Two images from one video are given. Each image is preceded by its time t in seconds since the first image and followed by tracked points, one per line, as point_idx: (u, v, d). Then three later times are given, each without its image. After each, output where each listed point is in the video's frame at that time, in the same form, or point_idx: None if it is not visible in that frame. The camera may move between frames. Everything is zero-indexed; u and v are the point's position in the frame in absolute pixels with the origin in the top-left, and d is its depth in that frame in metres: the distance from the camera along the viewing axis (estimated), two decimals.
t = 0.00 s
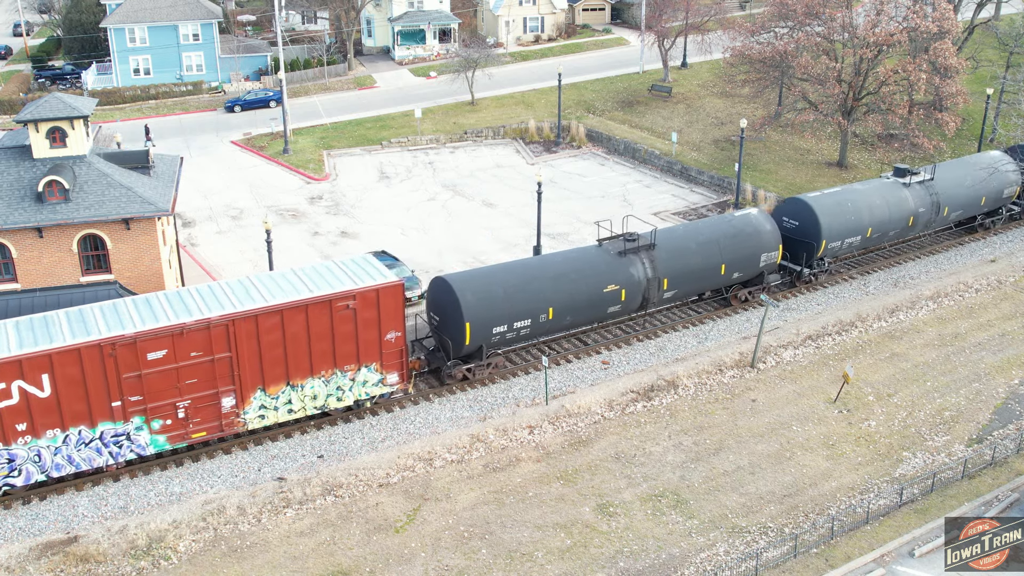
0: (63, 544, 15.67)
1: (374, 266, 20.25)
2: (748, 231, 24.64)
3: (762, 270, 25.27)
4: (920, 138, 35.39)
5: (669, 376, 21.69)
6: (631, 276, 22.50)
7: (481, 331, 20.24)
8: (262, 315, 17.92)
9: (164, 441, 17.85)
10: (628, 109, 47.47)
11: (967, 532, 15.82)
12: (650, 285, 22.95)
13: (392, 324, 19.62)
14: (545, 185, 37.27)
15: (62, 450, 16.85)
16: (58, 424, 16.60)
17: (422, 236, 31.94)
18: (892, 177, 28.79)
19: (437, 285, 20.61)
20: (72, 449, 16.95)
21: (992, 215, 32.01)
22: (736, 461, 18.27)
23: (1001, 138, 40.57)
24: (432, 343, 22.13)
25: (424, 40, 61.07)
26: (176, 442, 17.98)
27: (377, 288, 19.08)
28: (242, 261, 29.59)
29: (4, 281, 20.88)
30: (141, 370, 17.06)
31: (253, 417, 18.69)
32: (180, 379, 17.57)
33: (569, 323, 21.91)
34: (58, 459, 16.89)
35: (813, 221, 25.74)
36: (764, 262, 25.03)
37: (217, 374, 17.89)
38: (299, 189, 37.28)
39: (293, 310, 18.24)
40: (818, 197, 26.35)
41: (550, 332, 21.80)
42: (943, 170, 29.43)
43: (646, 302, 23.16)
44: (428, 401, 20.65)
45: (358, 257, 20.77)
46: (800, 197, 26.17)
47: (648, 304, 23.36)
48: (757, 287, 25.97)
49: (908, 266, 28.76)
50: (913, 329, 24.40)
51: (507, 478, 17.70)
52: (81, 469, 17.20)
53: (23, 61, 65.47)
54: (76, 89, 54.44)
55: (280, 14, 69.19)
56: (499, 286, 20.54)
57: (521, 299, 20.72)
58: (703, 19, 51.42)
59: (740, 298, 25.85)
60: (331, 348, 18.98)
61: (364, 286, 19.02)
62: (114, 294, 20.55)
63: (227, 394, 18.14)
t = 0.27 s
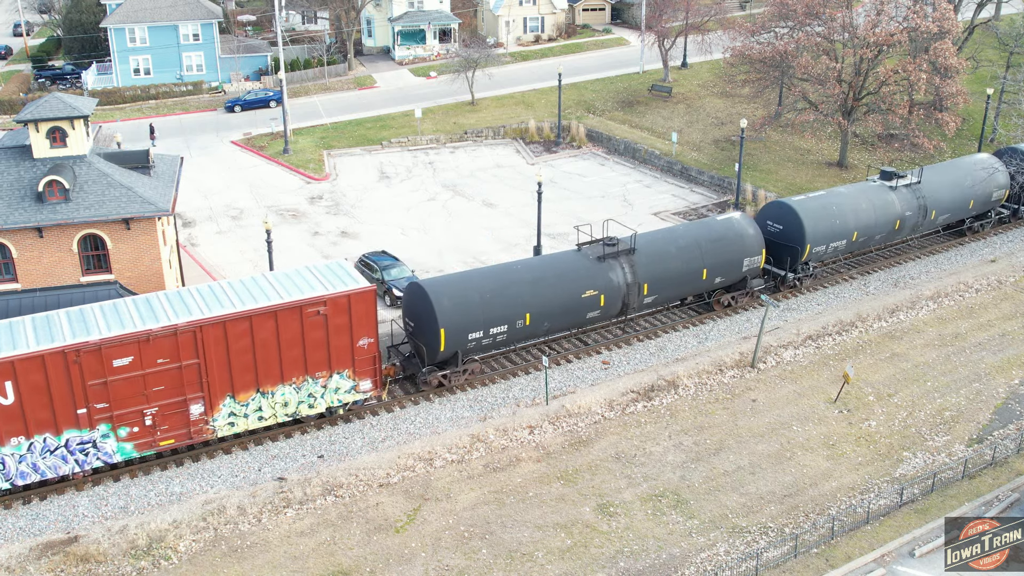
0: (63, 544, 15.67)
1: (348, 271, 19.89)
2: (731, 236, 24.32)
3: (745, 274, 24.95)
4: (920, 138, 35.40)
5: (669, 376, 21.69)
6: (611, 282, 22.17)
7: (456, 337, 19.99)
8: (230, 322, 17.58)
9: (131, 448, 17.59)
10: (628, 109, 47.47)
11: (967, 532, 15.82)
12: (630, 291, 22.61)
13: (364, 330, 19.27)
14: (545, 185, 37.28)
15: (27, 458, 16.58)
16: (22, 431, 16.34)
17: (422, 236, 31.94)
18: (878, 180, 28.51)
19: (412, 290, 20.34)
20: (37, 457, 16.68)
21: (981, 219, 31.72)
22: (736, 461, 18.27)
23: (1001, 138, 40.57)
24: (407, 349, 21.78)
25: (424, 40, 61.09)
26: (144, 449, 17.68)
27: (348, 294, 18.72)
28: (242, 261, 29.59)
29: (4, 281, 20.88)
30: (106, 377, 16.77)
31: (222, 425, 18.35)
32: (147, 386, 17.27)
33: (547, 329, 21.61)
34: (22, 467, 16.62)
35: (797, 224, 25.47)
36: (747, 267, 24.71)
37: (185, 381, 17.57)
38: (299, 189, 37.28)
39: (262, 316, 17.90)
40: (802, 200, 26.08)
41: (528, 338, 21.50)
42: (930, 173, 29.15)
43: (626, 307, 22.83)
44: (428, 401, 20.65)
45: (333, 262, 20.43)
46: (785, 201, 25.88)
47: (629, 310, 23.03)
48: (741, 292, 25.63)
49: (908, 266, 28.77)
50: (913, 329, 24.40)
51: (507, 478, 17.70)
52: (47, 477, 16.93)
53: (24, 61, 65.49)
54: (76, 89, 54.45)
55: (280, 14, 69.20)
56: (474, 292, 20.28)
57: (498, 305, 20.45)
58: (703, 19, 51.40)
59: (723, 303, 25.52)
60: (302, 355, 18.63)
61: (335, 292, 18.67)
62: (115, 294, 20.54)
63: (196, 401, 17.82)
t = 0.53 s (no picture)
0: (63, 544, 15.67)
1: (318, 277, 19.69)
2: (712, 240, 24.05)
3: (728, 279, 24.69)
4: (920, 139, 35.39)
5: (669, 376, 21.70)
6: (589, 287, 21.95)
7: (431, 343, 19.75)
8: (198, 328, 17.31)
9: (97, 457, 17.29)
10: (628, 109, 47.48)
11: (967, 532, 15.82)
12: (609, 296, 22.38)
13: (336, 337, 19.04)
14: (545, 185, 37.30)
15: None
16: None
17: (423, 236, 31.93)
18: (865, 184, 28.21)
19: (387, 295, 20.11)
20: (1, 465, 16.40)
21: (970, 222, 31.25)
22: (737, 461, 18.27)
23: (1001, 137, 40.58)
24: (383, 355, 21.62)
25: (425, 40, 61.12)
26: (110, 457, 17.41)
27: (319, 300, 18.51)
28: (242, 262, 29.58)
29: (4, 281, 20.88)
30: (71, 384, 16.50)
31: (191, 432, 18.04)
32: (113, 393, 16.99)
33: (524, 335, 21.38)
34: None
35: (780, 229, 25.23)
36: (729, 272, 24.44)
37: (152, 388, 17.29)
38: (299, 189, 37.28)
39: (231, 323, 17.65)
40: (786, 204, 25.82)
41: (504, 344, 21.28)
42: (917, 176, 28.87)
43: (604, 313, 22.60)
44: (428, 401, 20.65)
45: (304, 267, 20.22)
46: (768, 204, 25.64)
47: (608, 315, 22.79)
48: (723, 296, 25.38)
49: (909, 266, 28.77)
50: (913, 330, 24.40)
51: (507, 478, 17.70)
52: (10, 485, 16.67)
53: (24, 61, 65.52)
54: (76, 89, 54.46)
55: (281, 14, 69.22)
56: (449, 298, 20.02)
57: (473, 310, 20.20)
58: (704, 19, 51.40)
59: (706, 308, 25.19)
60: (271, 362, 18.38)
61: (305, 298, 18.44)
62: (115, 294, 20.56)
63: (164, 408, 17.54)
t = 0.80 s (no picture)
0: (63, 544, 15.67)
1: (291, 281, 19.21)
2: (694, 245, 23.78)
3: (709, 284, 24.41)
4: (920, 139, 35.40)
5: (670, 376, 21.70)
6: (567, 292, 21.64)
7: (404, 350, 19.49)
8: (164, 335, 16.91)
9: (64, 464, 17.00)
10: (628, 109, 47.47)
11: (967, 532, 15.81)
12: (588, 301, 22.05)
13: (307, 343, 18.62)
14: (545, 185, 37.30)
15: None
16: None
17: (422, 236, 31.93)
18: (850, 187, 27.70)
19: (359, 301, 19.82)
20: None
21: (958, 226, 30.89)
22: (737, 461, 18.27)
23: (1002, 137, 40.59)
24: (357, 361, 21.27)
25: (425, 40, 61.13)
26: (76, 465, 17.10)
27: (289, 306, 18.05)
28: (242, 262, 29.58)
29: (4, 281, 20.87)
30: (35, 392, 16.15)
31: (159, 440, 17.70)
32: (78, 401, 16.63)
33: (500, 341, 21.08)
34: None
35: (764, 233, 24.71)
36: (710, 276, 24.17)
37: (118, 395, 16.92)
38: (299, 189, 37.28)
39: (199, 329, 17.23)
40: (769, 207, 25.36)
41: (481, 350, 20.98)
42: (904, 180, 28.44)
43: (583, 318, 22.29)
44: (428, 401, 20.66)
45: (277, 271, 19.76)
46: (751, 208, 25.16)
47: (586, 321, 22.46)
48: (705, 301, 24.95)
49: (909, 267, 28.77)
50: (913, 329, 24.40)
51: (507, 478, 17.70)
52: None
53: (24, 61, 65.53)
54: (76, 89, 54.45)
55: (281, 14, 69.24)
56: (423, 303, 19.77)
57: (448, 316, 19.95)
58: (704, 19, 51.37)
59: (687, 313, 24.80)
60: (241, 368, 17.97)
61: (276, 304, 18.00)
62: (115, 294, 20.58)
63: (131, 416, 17.18)
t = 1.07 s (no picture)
0: (63, 543, 15.66)
1: (261, 287, 18.95)
2: (675, 249, 23.47)
3: (691, 289, 24.05)
4: (920, 138, 35.40)
5: (670, 376, 21.70)
6: (544, 297, 21.42)
7: (378, 356, 19.18)
8: (130, 342, 16.63)
9: (28, 472, 16.75)
10: (628, 109, 47.46)
11: (967, 532, 15.81)
12: (566, 306, 21.82)
13: (277, 350, 18.31)
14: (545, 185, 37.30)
15: None
16: None
17: (422, 236, 31.92)
18: (836, 191, 27.41)
19: (332, 307, 19.57)
20: None
21: (945, 229, 30.72)
22: (737, 461, 18.27)
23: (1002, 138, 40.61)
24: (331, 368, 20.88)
25: (425, 40, 61.14)
26: (42, 473, 16.84)
27: (258, 312, 17.79)
28: (242, 262, 29.57)
29: (4, 281, 20.87)
30: None
31: (125, 448, 17.40)
32: (42, 408, 16.38)
33: (476, 347, 20.84)
34: None
35: (747, 237, 24.40)
36: (691, 281, 23.84)
37: (83, 403, 16.65)
38: (299, 189, 37.27)
39: (165, 336, 16.96)
40: (752, 211, 25.05)
41: (455, 356, 20.72)
42: (889, 183, 28.20)
43: (561, 324, 22.03)
44: (428, 401, 20.67)
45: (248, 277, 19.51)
46: (734, 212, 24.84)
47: (564, 327, 22.20)
48: (686, 306, 24.63)
49: (909, 267, 28.78)
50: (913, 329, 24.40)
51: (508, 478, 17.70)
52: None
53: (24, 61, 65.53)
54: (76, 89, 54.44)
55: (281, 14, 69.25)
56: (397, 309, 19.50)
57: (423, 321, 19.71)
58: (704, 19, 51.36)
59: (670, 318, 24.43)
60: (209, 375, 17.67)
61: (245, 310, 17.71)
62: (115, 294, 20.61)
63: (96, 423, 16.90)
